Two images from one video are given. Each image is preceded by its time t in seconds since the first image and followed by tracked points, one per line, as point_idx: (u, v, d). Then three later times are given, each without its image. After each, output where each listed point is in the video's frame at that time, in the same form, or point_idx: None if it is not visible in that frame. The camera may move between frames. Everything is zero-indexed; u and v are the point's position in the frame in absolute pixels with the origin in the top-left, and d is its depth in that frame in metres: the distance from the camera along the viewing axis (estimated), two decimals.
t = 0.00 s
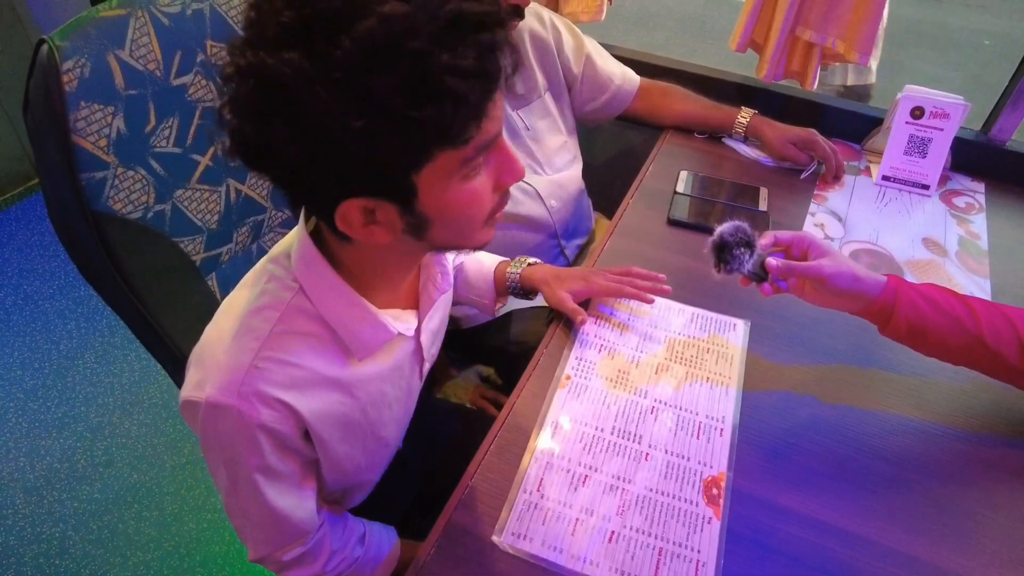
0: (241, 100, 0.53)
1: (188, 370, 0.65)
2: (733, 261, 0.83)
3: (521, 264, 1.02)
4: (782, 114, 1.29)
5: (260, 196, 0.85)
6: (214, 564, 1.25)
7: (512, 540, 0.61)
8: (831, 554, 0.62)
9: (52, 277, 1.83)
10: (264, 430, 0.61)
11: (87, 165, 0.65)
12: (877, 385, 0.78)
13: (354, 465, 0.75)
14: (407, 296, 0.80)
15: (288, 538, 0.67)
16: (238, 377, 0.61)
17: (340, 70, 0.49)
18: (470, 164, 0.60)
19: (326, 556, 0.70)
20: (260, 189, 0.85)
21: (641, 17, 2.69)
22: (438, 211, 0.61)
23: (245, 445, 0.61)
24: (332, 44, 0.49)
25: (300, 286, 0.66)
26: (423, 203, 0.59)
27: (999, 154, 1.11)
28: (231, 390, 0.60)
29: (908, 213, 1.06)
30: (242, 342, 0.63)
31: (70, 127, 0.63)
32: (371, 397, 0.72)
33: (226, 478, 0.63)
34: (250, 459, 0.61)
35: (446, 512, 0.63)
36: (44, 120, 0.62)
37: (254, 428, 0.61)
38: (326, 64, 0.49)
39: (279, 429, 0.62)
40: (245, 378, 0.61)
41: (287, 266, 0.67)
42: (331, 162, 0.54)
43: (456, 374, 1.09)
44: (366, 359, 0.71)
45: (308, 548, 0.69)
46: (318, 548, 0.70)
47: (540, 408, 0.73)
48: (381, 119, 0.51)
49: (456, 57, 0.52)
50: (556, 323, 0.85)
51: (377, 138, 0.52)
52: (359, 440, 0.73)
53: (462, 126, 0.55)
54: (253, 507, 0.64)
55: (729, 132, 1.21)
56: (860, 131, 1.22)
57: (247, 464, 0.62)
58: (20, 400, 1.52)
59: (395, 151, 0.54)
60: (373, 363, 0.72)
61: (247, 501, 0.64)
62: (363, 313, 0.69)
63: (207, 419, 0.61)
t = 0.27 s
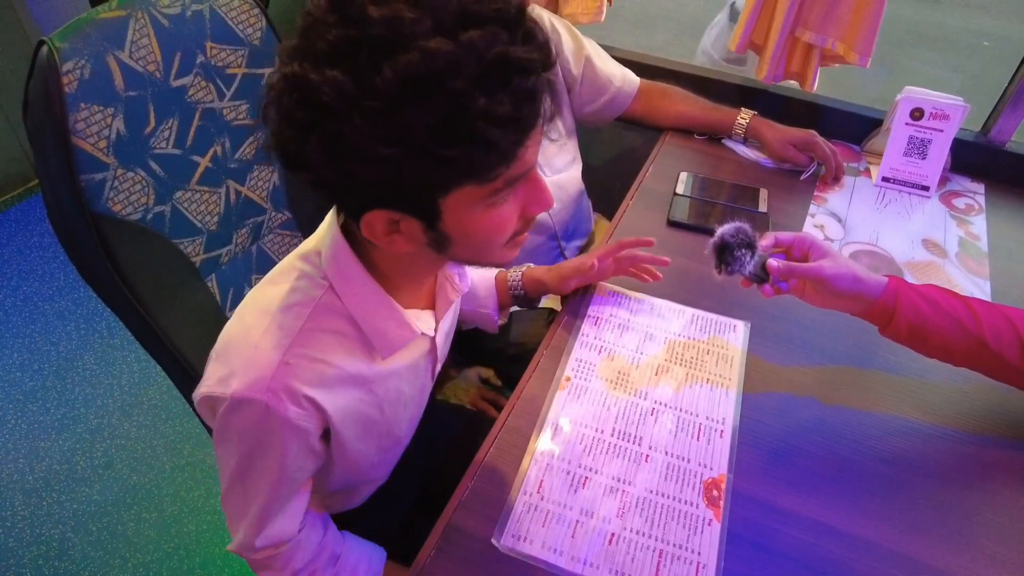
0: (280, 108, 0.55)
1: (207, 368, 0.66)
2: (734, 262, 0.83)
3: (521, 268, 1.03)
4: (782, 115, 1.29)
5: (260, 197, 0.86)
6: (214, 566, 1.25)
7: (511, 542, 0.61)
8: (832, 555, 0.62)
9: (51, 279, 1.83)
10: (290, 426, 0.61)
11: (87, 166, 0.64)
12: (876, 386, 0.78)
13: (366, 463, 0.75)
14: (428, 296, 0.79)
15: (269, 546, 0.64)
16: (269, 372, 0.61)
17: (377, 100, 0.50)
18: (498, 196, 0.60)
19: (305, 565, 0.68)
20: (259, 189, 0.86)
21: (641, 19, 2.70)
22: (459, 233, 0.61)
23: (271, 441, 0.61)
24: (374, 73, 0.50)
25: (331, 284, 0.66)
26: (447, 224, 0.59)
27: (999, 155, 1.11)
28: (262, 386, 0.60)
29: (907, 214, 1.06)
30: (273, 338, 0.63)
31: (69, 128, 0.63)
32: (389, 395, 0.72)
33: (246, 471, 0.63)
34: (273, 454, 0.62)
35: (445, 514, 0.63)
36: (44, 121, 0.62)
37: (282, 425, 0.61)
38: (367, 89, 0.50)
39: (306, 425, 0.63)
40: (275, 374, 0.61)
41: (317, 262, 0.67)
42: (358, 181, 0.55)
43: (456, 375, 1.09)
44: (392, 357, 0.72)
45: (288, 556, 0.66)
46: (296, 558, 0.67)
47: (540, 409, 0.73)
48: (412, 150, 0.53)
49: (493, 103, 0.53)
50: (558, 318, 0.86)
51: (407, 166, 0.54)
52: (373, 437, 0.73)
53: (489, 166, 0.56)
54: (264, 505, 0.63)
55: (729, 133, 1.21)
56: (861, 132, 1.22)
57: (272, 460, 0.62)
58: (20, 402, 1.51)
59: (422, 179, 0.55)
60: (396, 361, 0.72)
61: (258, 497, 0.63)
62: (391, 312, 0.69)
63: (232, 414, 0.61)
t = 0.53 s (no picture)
0: (301, 107, 0.57)
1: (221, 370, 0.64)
2: (734, 265, 0.82)
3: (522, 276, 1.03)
4: (781, 116, 1.29)
5: (259, 197, 0.86)
6: (212, 568, 1.24)
7: (511, 544, 0.61)
8: (831, 557, 0.61)
9: (50, 280, 1.82)
10: (310, 427, 0.62)
11: (85, 167, 0.64)
12: (876, 387, 0.78)
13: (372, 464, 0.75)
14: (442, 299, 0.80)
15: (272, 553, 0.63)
16: (292, 371, 0.61)
17: (388, 103, 0.52)
18: (506, 206, 0.60)
19: None
20: (258, 190, 0.86)
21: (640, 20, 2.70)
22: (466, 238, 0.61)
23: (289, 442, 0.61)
24: (387, 78, 0.52)
25: (353, 284, 0.67)
26: (454, 227, 0.60)
27: (998, 156, 1.11)
28: (284, 384, 0.60)
29: (907, 215, 1.06)
30: (296, 336, 0.63)
31: (68, 129, 0.63)
32: (400, 397, 0.73)
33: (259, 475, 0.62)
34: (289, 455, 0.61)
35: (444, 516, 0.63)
36: (43, 122, 0.62)
37: (301, 424, 0.61)
38: (378, 93, 0.52)
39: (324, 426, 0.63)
40: (298, 373, 0.62)
41: (339, 263, 0.68)
42: (367, 181, 0.57)
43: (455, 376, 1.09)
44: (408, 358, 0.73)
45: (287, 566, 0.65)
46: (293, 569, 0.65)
47: (540, 411, 0.73)
48: (417, 155, 0.54)
49: (498, 115, 0.53)
50: (560, 319, 0.86)
51: (412, 171, 0.55)
52: (382, 439, 0.74)
53: (494, 178, 0.57)
54: (274, 508, 0.62)
55: (728, 134, 1.20)
56: (860, 133, 1.22)
57: (287, 461, 0.62)
58: (18, 403, 1.51)
59: (427, 184, 0.56)
60: (411, 364, 0.73)
61: (267, 501, 0.63)
62: (410, 313, 0.70)
63: (251, 413, 0.60)
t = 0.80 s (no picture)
0: (280, 88, 0.58)
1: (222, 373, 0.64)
2: (734, 266, 0.83)
3: (522, 276, 1.02)
4: (780, 117, 1.29)
5: (258, 199, 0.86)
6: (212, 569, 1.24)
7: (512, 545, 0.61)
8: (833, 558, 0.61)
9: (49, 281, 1.82)
10: (311, 428, 0.61)
11: (84, 168, 0.64)
12: (877, 388, 0.78)
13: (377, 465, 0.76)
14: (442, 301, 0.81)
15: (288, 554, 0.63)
16: (293, 372, 0.61)
17: (358, 76, 0.52)
18: (489, 192, 0.59)
19: None
20: (257, 191, 0.86)
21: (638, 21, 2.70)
22: (451, 229, 0.61)
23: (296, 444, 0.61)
24: (358, 54, 0.52)
25: (354, 286, 0.68)
26: (437, 216, 0.60)
27: (997, 156, 1.11)
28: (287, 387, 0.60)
29: (907, 215, 1.06)
30: (296, 338, 0.63)
31: (68, 130, 0.62)
32: (403, 398, 0.73)
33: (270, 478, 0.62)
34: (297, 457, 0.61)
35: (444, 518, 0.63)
36: (42, 124, 0.62)
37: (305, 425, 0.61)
38: (349, 67, 0.53)
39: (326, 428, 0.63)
40: (299, 374, 0.61)
41: (339, 266, 0.69)
42: (341, 159, 0.57)
43: (455, 377, 1.09)
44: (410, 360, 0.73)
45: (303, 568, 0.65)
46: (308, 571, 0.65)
47: (540, 412, 0.73)
48: (387, 129, 0.54)
49: (465, 83, 0.53)
50: (559, 320, 0.86)
51: (383, 145, 0.55)
52: (385, 441, 0.73)
53: (468, 153, 0.56)
54: (286, 510, 0.62)
55: (728, 134, 1.20)
56: (860, 134, 1.22)
57: (292, 463, 0.61)
58: (17, 404, 1.51)
59: (401, 160, 0.56)
60: (412, 365, 0.73)
61: (275, 503, 0.62)
62: (411, 313, 0.70)
63: (257, 415, 0.60)
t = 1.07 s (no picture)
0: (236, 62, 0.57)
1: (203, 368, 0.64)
2: (737, 267, 0.84)
3: (521, 277, 1.01)
4: (780, 118, 1.29)
5: (258, 200, 0.86)
6: (212, 571, 1.24)
7: (513, 547, 0.61)
8: (834, 559, 0.61)
9: (48, 282, 1.82)
10: (285, 423, 0.60)
11: (84, 169, 0.64)
12: (879, 389, 0.78)
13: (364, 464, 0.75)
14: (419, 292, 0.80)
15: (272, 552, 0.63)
16: (262, 368, 0.60)
17: (312, 35, 0.52)
18: (449, 164, 0.59)
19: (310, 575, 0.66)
20: (256, 192, 0.86)
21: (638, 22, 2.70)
22: (412, 203, 0.60)
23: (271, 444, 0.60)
24: (315, 16, 0.52)
25: (323, 279, 0.67)
26: (397, 189, 0.59)
27: (997, 157, 1.11)
28: (255, 384, 0.59)
29: (907, 216, 1.06)
30: (265, 333, 0.62)
31: (68, 131, 0.62)
32: (383, 392, 0.72)
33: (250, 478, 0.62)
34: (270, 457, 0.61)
35: (446, 520, 0.63)
36: (42, 124, 0.62)
37: (277, 423, 0.60)
38: (304, 28, 0.52)
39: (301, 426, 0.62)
40: (269, 370, 0.60)
41: (308, 260, 0.68)
42: (297, 125, 0.56)
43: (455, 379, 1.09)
44: (386, 352, 0.72)
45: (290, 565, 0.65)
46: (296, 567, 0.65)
47: (540, 414, 0.73)
48: (342, 87, 0.53)
49: (419, 39, 0.53)
50: (558, 322, 0.86)
51: (338, 105, 0.54)
52: (370, 437, 0.73)
53: (425, 114, 0.55)
54: (268, 509, 0.62)
55: (728, 135, 1.20)
56: (860, 134, 1.22)
57: (270, 459, 0.61)
58: (17, 406, 1.51)
59: (357, 121, 0.55)
60: (389, 357, 0.72)
61: (258, 500, 0.62)
62: (382, 304, 0.70)
63: (229, 414, 0.59)
